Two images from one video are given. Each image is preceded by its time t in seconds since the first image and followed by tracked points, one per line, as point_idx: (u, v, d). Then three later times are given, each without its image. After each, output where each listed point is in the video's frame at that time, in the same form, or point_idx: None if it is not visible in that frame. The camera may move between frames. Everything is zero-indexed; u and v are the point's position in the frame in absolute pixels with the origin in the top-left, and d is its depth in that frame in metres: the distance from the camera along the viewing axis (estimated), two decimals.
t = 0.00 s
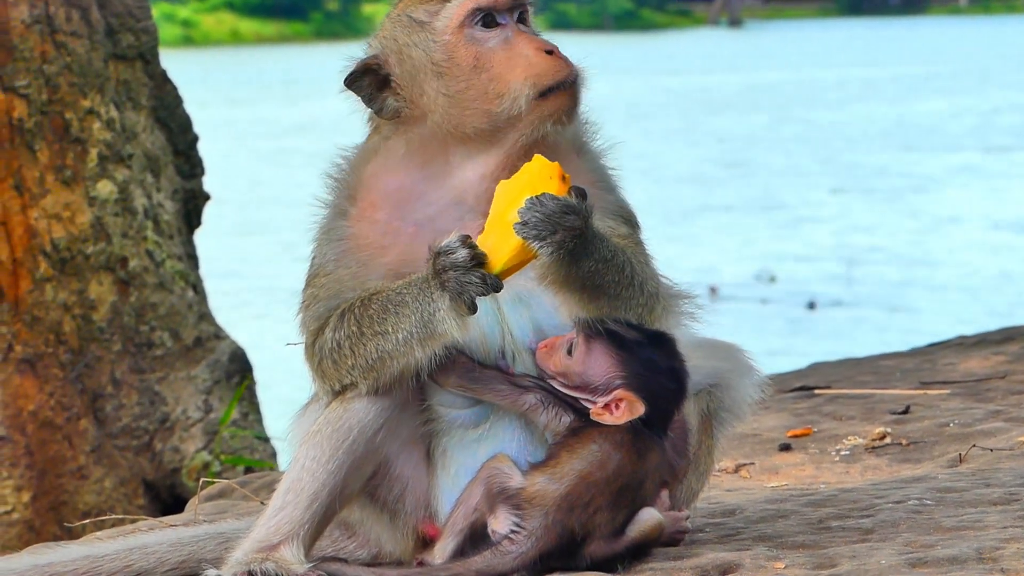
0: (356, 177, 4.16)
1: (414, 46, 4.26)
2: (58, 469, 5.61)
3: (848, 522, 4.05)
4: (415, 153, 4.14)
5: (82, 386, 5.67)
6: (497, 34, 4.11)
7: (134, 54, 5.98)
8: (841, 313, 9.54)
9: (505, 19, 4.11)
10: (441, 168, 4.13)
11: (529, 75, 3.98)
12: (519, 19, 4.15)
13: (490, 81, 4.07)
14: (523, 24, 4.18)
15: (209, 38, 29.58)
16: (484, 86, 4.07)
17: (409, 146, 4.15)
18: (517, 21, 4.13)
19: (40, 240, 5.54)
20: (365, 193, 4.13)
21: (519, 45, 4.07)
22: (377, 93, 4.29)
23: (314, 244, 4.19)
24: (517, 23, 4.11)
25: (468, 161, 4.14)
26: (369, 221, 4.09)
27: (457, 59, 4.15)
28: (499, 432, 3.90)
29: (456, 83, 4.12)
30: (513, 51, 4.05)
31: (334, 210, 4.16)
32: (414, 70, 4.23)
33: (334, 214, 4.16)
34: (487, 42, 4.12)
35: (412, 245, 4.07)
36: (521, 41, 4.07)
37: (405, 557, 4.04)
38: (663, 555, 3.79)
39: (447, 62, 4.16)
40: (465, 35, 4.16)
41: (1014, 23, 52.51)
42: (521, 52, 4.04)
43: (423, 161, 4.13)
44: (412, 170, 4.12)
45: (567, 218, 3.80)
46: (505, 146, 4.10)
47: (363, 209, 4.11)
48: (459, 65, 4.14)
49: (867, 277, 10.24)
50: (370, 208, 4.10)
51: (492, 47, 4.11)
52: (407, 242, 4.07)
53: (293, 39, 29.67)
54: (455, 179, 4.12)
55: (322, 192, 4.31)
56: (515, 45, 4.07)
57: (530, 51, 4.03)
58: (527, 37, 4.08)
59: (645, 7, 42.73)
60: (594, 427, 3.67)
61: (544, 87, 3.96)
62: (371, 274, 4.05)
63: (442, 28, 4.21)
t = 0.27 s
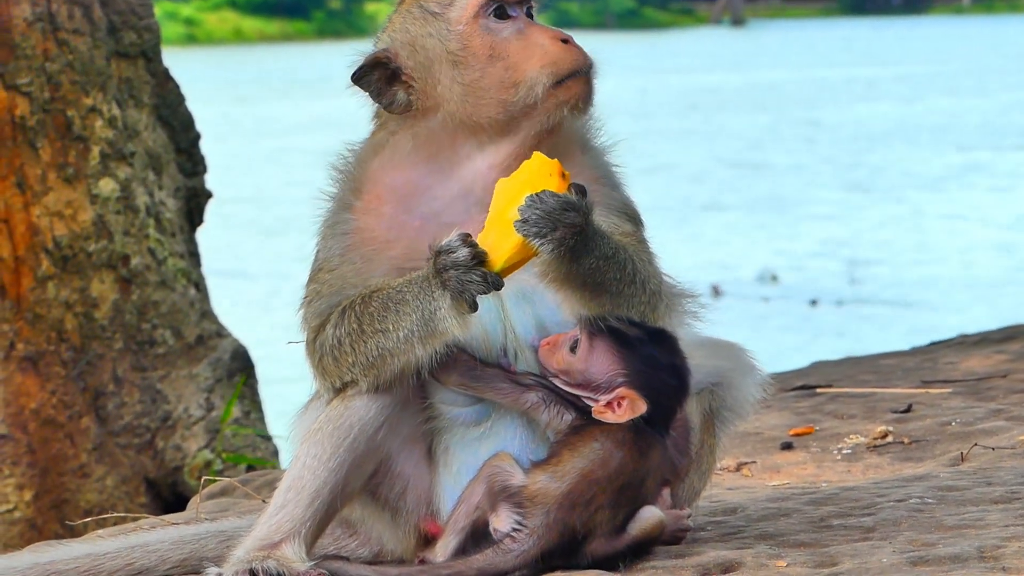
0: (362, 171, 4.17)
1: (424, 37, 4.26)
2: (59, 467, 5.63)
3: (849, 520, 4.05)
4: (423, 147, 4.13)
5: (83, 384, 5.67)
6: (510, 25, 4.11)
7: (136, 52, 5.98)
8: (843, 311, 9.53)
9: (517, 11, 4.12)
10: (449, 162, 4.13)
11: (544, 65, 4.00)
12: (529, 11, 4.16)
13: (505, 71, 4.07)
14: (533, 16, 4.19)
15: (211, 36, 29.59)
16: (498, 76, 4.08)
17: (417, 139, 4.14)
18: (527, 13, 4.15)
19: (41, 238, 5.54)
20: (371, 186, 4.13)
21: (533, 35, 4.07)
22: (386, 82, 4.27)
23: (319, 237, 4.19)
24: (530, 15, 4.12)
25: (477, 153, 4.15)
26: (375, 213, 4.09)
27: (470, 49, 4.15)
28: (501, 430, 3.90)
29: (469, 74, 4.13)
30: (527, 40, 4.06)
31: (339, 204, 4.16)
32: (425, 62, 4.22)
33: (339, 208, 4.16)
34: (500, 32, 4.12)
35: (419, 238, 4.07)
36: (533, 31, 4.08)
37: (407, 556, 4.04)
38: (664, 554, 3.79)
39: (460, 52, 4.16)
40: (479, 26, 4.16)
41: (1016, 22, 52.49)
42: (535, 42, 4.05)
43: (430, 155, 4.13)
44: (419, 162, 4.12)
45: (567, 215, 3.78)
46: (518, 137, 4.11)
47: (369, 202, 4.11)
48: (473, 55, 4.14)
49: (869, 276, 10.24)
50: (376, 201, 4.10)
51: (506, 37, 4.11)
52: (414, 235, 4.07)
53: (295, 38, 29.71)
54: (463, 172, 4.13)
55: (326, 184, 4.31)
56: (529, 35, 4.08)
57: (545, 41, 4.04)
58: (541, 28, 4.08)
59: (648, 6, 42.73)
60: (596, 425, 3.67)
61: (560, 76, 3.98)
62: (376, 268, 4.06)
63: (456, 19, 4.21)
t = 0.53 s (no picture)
0: (363, 169, 4.18)
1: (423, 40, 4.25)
2: (61, 464, 5.63)
3: (851, 517, 4.05)
4: (423, 147, 4.14)
5: (86, 381, 5.67)
6: (510, 27, 4.05)
7: (139, 50, 5.97)
8: (844, 309, 9.54)
9: (517, 12, 4.06)
10: (449, 160, 4.13)
11: (541, 70, 3.94)
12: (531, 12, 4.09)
13: (503, 75, 4.03)
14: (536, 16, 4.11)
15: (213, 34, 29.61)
16: (497, 79, 4.04)
17: (418, 141, 4.14)
18: (529, 14, 4.08)
19: (43, 234, 5.55)
20: (371, 184, 4.13)
21: (532, 38, 4.01)
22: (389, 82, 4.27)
23: (321, 234, 4.21)
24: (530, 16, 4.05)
25: (478, 153, 4.13)
26: (376, 212, 4.09)
27: (470, 52, 4.10)
28: (503, 427, 3.91)
29: (469, 76, 4.09)
30: (525, 44, 4.00)
31: (343, 201, 4.17)
32: (427, 64, 4.20)
33: (340, 206, 4.17)
34: (500, 35, 4.07)
35: (419, 238, 4.08)
36: (532, 34, 4.01)
37: (408, 552, 4.04)
38: (666, 551, 3.80)
39: (460, 53, 4.12)
40: (478, 27, 4.11)
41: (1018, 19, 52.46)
42: (533, 45, 3.99)
43: (432, 153, 4.13)
44: (419, 160, 4.12)
45: (569, 214, 3.76)
46: (517, 138, 4.08)
47: (369, 201, 4.12)
48: (471, 59, 4.10)
49: (871, 274, 10.24)
50: (376, 200, 4.11)
51: (505, 39, 4.05)
52: (414, 234, 4.08)
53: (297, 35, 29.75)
54: (464, 172, 4.12)
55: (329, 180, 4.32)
56: (528, 38, 4.01)
57: (543, 44, 3.97)
58: (541, 30, 4.01)
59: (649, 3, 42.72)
60: (599, 422, 3.67)
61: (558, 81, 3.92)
62: (376, 266, 4.07)
63: (455, 21, 4.17)
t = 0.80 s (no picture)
0: (360, 171, 4.18)
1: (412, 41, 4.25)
2: (63, 461, 5.63)
3: (852, 515, 4.05)
4: (418, 150, 4.14)
5: (88, 378, 5.67)
6: (498, 33, 4.04)
7: (140, 47, 5.97)
8: (845, 306, 9.53)
9: (507, 18, 4.04)
10: (443, 164, 4.13)
11: (524, 80, 3.93)
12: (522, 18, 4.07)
13: (488, 83, 4.03)
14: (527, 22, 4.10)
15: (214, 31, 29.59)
16: (481, 86, 4.04)
17: (410, 144, 4.15)
18: (520, 20, 4.06)
19: (45, 232, 5.54)
20: (368, 187, 4.14)
21: (518, 45, 4.00)
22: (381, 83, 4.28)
23: (320, 236, 4.20)
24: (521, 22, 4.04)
25: (471, 157, 4.12)
26: (372, 215, 4.10)
27: (458, 57, 4.10)
28: (504, 424, 3.92)
29: (456, 82, 4.09)
30: (512, 51, 3.99)
31: (341, 202, 4.17)
32: (417, 67, 4.20)
33: (338, 208, 4.17)
34: (488, 41, 4.06)
35: (415, 241, 4.08)
36: (519, 41, 4.00)
37: (410, 550, 4.03)
38: (667, 549, 3.80)
39: (449, 59, 4.12)
40: (466, 33, 4.11)
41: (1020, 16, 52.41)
42: (519, 53, 3.98)
43: (427, 156, 4.13)
44: (414, 163, 4.13)
45: (568, 212, 3.76)
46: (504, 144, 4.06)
47: (366, 203, 4.12)
48: (458, 65, 4.10)
49: (873, 272, 10.23)
50: (373, 202, 4.11)
51: (492, 46, 4.05)
52: (411, 236, 4.08)
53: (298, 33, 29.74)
54: (459, 176, 4.12)
55: (326, 183, 4.32)
56: (515, 45, 4.00)
57: (528, 53, 3.96)
58: (528, 38, 4.00)
59: None
60: (600, 420, 3.67)
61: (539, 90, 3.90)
62: (373, 268, 4.06)
63: (444, 25, 4.16)
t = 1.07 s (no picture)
0: (360, 169, 4.18)
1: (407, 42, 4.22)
2: (65, 460, 5.63)
3: (854, 512, 4.05)
4: (417, 148, 4.15)
5: (89, 377, 5.66)
6: (488, 40, 3.99)
7: (141, 45, 5.97)
8: (847, 304, 9.52)
9: (500, 24, 3.99)
10: (441, 163, 4.12)
11: (508, 89, 3.87)
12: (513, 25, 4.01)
13: (475, 90, 3.97)
14: (521, 29, 4.04)
15: (216, 30, 29.60)
16: (468, 94, 3.98)
17: (408, 145, 4.15)
18: (512, 27, 4.01)
19: (46, 230, 5.55)
20: (369, 185, 4.14)
21: (507, 53, 3.94)
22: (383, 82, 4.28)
23: (321, 233, 4.21)
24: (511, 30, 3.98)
25: (465, 160, 4.10)
26: (372, 212, 4.10)
27: (447, 62, 4.05)
28: (505, 422, 3.92)
29: (443, 88, 4.05)
30: (499, 59, 3.94)
31: (342, 199, 4.17)
32: (412, 70, 4.16)
33: (339, 205, 4.17)
34: (477, 47, 4.01)
35: (414, 240, 4.08)
36: (508, 49, 3.94)
37: (412, 548, 4.03)
38: (669, 546, 3.80)
39: (437, 65, 4.07)
40: (455, 40, 4.06)
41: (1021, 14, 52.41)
42: (506, 61, 3.92)
43: (426, 154, 4.13)
44: (414, 161, 4.13)
45: (568, 211, 3.76)
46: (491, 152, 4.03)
47: (366, 202, 4.13)
48: (447, 72, 4.05)
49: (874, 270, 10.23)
50: (373, 200, 4.12)
51: (480, 54, 3.99)
52: (410, 235, 4.08)
53: (300, 31, 29.78)
54: (456, 176, 4.11)
55: (329, 179, 4.33)
56: (503, 53, 3.95)
57: (514, 62, 3.90)
58: (517, 46, 3.94)
59: None
60: (601, 418, 3.67)
61: (523, 99, 3.83)
62: (374, 266, 4.06)
63: (435, 30, 4.11)
